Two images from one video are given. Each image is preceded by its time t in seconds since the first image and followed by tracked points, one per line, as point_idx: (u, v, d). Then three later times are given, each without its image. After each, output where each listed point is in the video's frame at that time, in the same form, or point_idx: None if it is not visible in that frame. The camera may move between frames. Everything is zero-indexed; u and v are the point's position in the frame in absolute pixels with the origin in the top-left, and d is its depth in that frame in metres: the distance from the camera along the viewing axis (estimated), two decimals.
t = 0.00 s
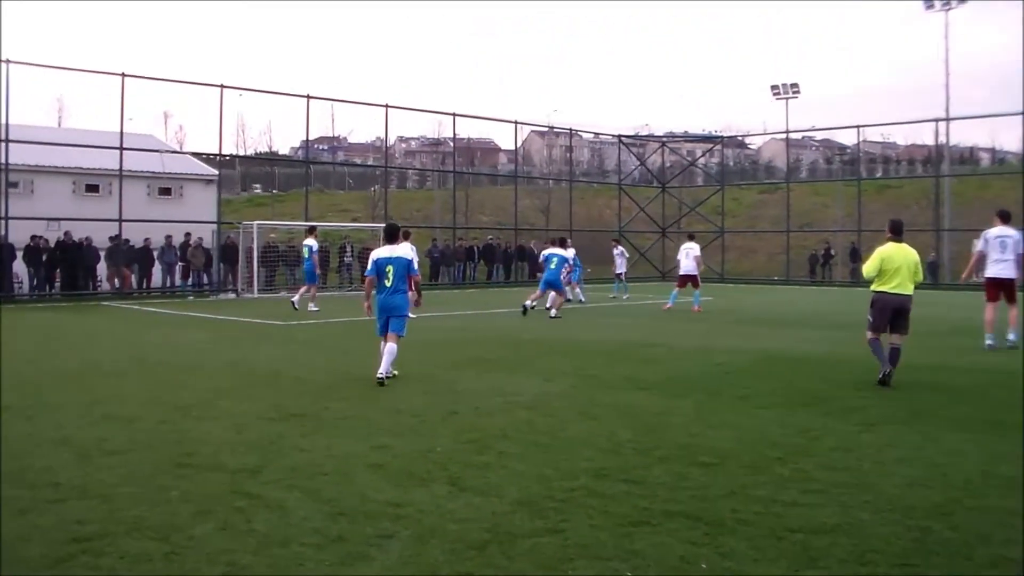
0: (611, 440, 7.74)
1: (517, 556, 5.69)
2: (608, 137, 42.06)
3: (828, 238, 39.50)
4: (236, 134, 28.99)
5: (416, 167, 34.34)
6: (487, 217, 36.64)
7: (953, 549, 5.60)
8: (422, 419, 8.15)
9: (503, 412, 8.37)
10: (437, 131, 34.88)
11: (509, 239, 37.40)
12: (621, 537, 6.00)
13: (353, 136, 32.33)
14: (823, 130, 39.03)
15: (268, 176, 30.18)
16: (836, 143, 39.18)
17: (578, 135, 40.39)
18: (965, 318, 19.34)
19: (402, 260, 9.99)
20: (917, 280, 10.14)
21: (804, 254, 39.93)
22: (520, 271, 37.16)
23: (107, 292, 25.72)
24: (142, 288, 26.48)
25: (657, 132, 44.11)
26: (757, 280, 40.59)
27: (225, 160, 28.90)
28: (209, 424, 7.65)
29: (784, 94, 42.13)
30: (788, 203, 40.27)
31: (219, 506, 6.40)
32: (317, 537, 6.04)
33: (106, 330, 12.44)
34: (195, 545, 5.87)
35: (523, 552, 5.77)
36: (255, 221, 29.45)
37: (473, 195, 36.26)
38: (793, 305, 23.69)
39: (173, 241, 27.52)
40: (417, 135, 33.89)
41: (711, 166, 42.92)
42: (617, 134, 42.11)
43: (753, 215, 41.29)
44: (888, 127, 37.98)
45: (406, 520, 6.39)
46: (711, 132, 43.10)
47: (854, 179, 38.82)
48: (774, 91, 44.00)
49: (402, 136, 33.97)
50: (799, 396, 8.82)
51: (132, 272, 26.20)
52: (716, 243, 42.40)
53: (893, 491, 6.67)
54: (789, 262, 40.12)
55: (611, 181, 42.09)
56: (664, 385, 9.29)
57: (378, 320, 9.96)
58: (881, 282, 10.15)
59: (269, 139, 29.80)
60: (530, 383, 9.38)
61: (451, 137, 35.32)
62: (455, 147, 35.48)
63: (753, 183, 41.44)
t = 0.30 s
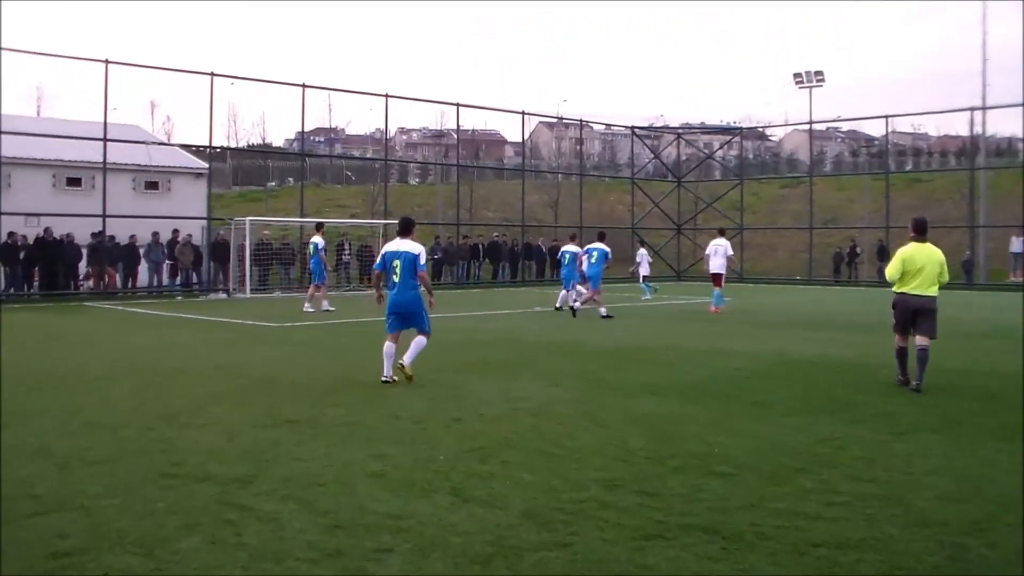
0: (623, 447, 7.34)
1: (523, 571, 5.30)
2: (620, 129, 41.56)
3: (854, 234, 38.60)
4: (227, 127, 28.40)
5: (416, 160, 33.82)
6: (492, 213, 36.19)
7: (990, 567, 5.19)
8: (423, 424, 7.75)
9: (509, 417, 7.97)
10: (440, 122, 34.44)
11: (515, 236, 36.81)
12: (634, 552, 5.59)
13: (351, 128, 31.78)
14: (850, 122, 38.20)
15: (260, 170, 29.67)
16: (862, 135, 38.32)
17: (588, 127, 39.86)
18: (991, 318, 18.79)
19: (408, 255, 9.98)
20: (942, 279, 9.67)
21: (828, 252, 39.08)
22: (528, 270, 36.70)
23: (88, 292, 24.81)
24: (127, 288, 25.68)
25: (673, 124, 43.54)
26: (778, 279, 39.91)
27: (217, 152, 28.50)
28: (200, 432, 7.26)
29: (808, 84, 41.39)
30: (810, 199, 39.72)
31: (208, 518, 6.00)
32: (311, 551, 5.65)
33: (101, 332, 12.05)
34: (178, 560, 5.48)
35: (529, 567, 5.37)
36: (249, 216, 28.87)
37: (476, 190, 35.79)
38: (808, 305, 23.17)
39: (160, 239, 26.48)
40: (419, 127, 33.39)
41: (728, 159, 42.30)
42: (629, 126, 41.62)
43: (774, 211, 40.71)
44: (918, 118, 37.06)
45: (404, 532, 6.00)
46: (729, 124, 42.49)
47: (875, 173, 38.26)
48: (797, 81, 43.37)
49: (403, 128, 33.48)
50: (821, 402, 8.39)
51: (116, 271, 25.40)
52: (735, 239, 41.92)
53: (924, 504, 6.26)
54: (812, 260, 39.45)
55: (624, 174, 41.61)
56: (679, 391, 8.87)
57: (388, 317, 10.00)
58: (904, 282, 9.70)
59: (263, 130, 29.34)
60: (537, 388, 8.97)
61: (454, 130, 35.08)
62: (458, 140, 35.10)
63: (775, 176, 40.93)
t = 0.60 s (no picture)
0: (634, 458, 6.88)
1: None
2: (630, 119, 39.83)
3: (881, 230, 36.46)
4: (211, 114, 26.77)
5: (413, 151, 32.17)
6: (493, 208, 34.50)
7: None
8: (421, 433, 7.29)
9: (513, 426, 7.50)
10: (439, 111, 32.71)
11: (519, 232, 35.10)
12: (645, 570, 5.15)
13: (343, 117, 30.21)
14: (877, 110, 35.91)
15: (247, 160, 28.09)
16: (891, 125, 35.94)
17: (596, 117, 38.08)
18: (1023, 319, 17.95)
19: (432, 257, 9.64)
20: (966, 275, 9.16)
21: (853, 249, 36.98)
22: (533, 268, 35.10)
23: (61, 290, 23.33)
24: (103, 288, 24.09)
25: (686, 113, 41.65)
26: (799, 277, 37.83)
27: (197, 142, 26.80)
28: (183, 441, 6.81)
29: (830, 67, 38.90)
30: (834, 193, 37.47)
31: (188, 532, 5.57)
32: (297, 568, 5.22)
33: (86, 336, 11.51)
34: None
35: None
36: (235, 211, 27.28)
37: (478, 182, 34.07)
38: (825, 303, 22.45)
39: (138, 234, 25.09)
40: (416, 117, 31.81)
41: (746, 151, 39.80)
42: (639, 115, 39.83)
43: (794, 206, 38.78)
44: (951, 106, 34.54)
45: (397, 548, 5.56)
46: (747, 113, 40.38)
47: (902, 165, 35.92)
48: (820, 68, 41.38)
49: (399, 117, 31.82)
50: (845, 409, 7.91)
51: (92, 270, 23.89)
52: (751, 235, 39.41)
53: (958, 519, 5.80)
54: (836, 258, 37.22)
55: (634, 166, 39.85)
56: (693, 398, 8.38)
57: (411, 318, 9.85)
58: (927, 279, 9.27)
59: (249, 117, 27.69)
60: (544, 396, 8.48)
61: (455, 119, 33.35)
62: (459, 129, 33.33)
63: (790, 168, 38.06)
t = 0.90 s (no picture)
0: (642, 469, 6.48)
1: None
2: (640, 108, 37.36)
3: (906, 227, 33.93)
4: (193, 103, 25.30)
5: (409, 142, 30.12)
6: (495, 203, 32.47)
7: None
8: (417, 443, 6.89)
9: (515, 436, 7.09)
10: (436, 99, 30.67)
11: (522, 229, 33.13)
12: None
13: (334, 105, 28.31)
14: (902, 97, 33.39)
15: (233, 153, 26.37)
16: (917, 113, 33.47)
17: (603, 106, 35.82)
18: None
19: (453, 249, 9.38)
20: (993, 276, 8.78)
21: (876, 247, 34.34)
22: (537, 266, 33.12)
23: (33, 290, 21.59)
24: (79, 287, 22.42)
25: (698, 103, 39.30)
26: (819, 278, 35.36)
27: (181, 132, 25.16)
28: (164, 449, 6.43)
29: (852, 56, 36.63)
30: (856, 185, 34.88)
31: (169, 547, 5.19)
32: None
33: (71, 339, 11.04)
34: None
35: None
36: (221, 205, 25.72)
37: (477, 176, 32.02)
38: (836, 305, 21.74)
39: (117, 230, 23.44)
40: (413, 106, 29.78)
41: (762, 141, 37.72)
42: (649, 105, 37.35)
43: (815, 200, 35.92)
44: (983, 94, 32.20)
45: (391, 563, 5.18)
46: (763, 102, 38.06)
47: (930, 157, 33.45)
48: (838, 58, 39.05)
49: (394, 106, 29.74)
50: (866, 417, 7.49)
51: (68, 270, 22.11)
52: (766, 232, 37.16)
53: (991, 532, 5.41)
54: (857, 257, 34.77)
55: (644, 159, 37.25)
56: (705, 406, 7.96)
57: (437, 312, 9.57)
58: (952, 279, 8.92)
59: (234, 107, 26.11)
60: (547, 404, 8.05)
61: (452, 108, 31.32)
62: (456, 119, 31.32)
63: (819, 162, 36.20)
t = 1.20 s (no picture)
0: (651, 480, 6.05)
1: None
2: (648, 94, 35.03)
3: (934, 221, 31.41)
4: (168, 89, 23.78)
5: (401, 130, 28.35)
6: (492, 195, 30.50)
7: None
8: (410, 452, 6.45)
9: (514, 445, 6.65)
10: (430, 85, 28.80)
11: (521, 225, 31.18)
12: None
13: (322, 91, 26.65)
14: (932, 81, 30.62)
15: (212, 142, 24.83)
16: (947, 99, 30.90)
17: (608, 92, 33.61)
18: None
19: (478, 249, 8.99)
20: None
21: (903, 243, 31.98)
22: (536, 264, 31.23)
23: None
24: (44, 285, 21.51)
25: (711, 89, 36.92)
26: (840, 276, 32.80)
27: (156, 119, 23.65)
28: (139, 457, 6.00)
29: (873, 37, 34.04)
30: (881, 176, 32.33)
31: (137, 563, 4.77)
32: None
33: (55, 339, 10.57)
34: None
35: None
36: (196, 199, 24.01)
37: (474, 167, 30.08)
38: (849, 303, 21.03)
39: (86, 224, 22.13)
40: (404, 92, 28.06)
41: (779, 129, 35.23)
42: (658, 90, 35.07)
43: (835, 192, 33.46)
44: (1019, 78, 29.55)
45: None
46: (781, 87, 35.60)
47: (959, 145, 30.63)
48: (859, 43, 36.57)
49: (385, 92, 28.03)
50: (889, 424, 7.03)
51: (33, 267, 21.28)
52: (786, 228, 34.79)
53: None
54: (881, 253, 32.32)
55: (652, 148, 35.10)
56: (717, 413, 7.51)
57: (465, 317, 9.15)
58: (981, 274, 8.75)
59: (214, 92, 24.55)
60: (551, 411, 7.60)
61: (448, 95, 29.37)
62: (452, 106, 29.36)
63: (836, 151, 33.48)
